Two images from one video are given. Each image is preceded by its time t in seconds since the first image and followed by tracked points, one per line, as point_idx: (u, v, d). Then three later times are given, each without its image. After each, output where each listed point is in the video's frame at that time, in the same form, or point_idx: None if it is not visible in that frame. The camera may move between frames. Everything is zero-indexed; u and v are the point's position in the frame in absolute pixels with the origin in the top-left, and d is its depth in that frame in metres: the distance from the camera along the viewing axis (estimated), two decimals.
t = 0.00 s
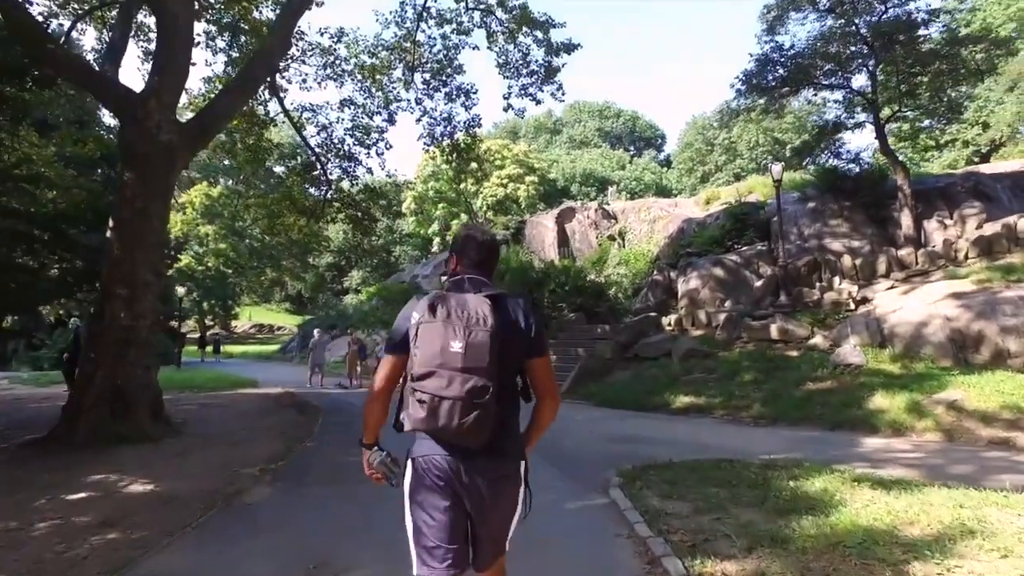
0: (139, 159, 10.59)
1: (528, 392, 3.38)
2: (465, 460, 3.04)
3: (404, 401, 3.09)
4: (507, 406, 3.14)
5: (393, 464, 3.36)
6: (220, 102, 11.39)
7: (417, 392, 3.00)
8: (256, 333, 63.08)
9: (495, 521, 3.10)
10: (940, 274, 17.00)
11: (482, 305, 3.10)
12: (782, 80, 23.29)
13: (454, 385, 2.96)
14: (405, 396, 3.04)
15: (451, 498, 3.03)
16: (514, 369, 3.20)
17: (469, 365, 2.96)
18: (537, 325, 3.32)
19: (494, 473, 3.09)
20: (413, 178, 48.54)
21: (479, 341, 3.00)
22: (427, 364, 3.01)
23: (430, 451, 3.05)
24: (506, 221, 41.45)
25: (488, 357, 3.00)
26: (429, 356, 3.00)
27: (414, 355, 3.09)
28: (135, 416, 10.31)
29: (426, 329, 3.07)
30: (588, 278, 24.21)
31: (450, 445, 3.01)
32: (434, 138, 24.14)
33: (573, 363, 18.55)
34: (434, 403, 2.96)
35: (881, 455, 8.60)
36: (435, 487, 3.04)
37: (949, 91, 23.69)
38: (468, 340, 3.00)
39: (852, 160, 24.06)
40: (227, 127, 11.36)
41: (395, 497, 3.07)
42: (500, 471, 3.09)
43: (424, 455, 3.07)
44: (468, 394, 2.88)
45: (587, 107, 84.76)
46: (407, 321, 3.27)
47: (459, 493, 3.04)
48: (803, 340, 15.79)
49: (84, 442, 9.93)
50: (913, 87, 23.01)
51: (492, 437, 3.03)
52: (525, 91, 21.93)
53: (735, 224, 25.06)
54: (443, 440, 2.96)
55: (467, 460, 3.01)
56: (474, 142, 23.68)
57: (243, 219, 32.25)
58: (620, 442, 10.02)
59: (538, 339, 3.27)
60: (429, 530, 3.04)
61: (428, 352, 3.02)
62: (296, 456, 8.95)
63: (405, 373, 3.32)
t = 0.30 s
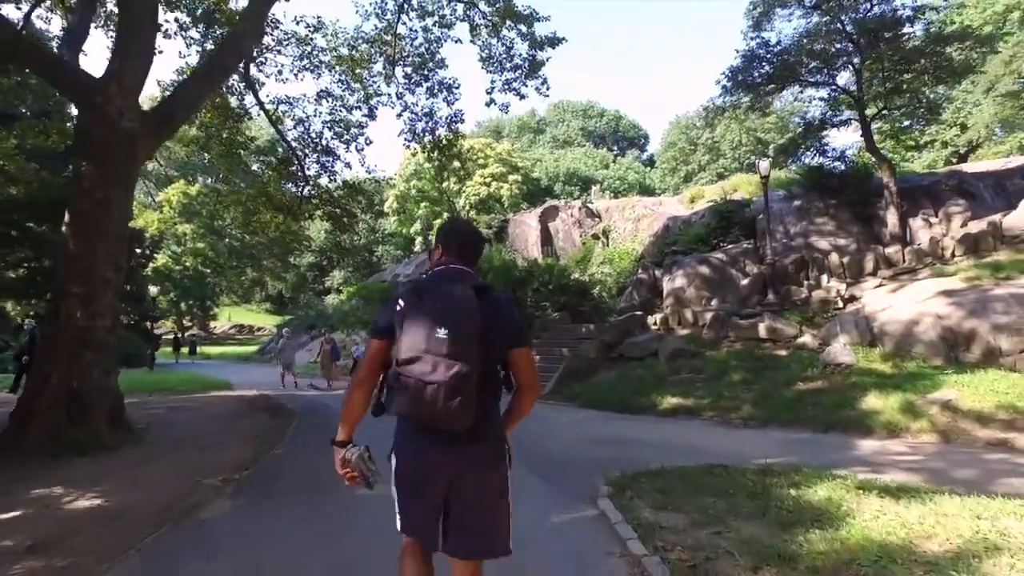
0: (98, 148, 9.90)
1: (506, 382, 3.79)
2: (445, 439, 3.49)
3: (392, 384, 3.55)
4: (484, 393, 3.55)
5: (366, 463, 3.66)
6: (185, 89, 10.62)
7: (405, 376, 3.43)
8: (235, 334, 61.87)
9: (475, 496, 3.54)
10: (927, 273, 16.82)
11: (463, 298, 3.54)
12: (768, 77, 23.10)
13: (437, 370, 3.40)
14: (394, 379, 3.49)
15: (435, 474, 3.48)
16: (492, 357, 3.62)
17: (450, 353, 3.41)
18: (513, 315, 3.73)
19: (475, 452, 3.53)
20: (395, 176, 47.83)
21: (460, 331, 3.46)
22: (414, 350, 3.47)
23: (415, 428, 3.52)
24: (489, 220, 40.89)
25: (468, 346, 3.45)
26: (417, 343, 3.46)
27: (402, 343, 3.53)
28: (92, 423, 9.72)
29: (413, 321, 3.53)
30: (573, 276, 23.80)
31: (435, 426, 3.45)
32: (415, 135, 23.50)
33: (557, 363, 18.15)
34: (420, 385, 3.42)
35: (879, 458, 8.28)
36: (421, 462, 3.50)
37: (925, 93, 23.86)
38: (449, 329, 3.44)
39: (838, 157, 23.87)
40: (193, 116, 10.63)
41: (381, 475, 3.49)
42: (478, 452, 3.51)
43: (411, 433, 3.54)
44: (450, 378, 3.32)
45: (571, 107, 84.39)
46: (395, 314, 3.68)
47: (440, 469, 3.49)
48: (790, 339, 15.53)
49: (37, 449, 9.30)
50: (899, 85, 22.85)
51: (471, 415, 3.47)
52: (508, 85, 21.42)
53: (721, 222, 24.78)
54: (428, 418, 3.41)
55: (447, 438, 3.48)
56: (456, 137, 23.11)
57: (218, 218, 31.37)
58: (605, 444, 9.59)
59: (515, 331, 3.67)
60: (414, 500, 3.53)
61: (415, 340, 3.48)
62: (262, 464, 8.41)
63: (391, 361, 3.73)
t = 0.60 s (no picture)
0: (51, 139, 9.16)
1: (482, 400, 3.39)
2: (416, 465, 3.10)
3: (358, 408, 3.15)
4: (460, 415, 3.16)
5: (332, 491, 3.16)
6: (148, 77, 9.92)
7: (373, 400, 3.04)
8: (214, 336, 60.72)
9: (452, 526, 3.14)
10: (917, 272, 16.58)
11: (434, 315, 3.13)
12: (753, 75, 22.94)
13: (408, 393, 3.02)
14: (363, 403, 3.08)
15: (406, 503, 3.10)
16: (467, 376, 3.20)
17: (421, 374, 3.01)
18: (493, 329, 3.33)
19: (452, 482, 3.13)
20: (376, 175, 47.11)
21: (432, 349, 3.05)
22: (380, 372, 3.06)
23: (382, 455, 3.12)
24: (471, 219, 40.33)
25: (441, 366, 3.04)
26: (383, 364, 3.05)
27: (369, 364, 3.12)
28: (44, 433, 9.07)
29: (380, 339, 3.12)
30: (557, 276, 23.33)
31: (408, 453, 3.05)
32: (396, 132, 22.91)
33: (542, 366, 17.67)
34: (388, 409, 3.02)
35: (882, 465, 7.89)
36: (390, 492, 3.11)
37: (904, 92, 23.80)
38: (420, 348, 3.05)
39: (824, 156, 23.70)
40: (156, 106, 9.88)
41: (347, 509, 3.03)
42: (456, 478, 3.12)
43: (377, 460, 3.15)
44: (423, 400, 2.94)
45: (553, 107, 84.15)
46: (360, 330, 3.25)
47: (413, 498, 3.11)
48: (780, 340, 15.20)
49: None
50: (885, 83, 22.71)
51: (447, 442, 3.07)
52: (491, 80, 20.90)
53: (706, 221, 24.47)
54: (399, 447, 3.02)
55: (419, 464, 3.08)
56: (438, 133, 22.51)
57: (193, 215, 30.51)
58: (591, 453, 9.07)
59: (492, 346, 3.26)
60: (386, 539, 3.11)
61: (381, 361, 3.06)
62: (227, 478, 7.80)
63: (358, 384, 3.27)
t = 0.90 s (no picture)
0: (16, 125, 8.51)
1: (472, 386, 3.67)
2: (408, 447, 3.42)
3: (353, 393, 3.47)
4: (450, 402, 3.46)
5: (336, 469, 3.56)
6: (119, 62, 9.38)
7: (365, 387, 3.36)
8: (200, 337, 59.72)
9: (443, 500, 3.54)
10: (917, 270, 16.29)
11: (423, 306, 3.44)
12: (748, 72, 22.60)
13: (396, 380, 3.32)
14: (356, 390, 3.42)
15: (400, 481, 3.40)
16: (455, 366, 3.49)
17: (408, 363, 3.31)
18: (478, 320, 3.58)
19: (440, 460, 3.43)
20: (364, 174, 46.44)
21: (423, 338, 3.35)
22: (373, 359, 3.39)
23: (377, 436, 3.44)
24: (462, 218, 39.75)
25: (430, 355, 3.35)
26: (374, 352, 3.36)
27: (362, 354, 3.44)
28: (9, 439, 8.56)
29: (372, 330, 3.43)
30: (550, 275, 22.88)
31: (399, 435, 3.36)
32: (386, 128, 22.34)
33: (536, 368, 17.24)
34: (380, 392, 3.34)
35: (900, 471, 7.51)
36: (384, 472, 3.41)
37: (896, 91, 23.71)
38: (407, 339, 3.34)
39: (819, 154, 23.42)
40: (129, 93, 9.38)
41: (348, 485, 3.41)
42: (445, 456, 3.43)
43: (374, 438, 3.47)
44: (409, 387, 3.24)
45: (543, 106, 83.62)
46: (354, 321, 3.56)
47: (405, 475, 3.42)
48: (780, 340, 14.87)
49: None
50: (882, 79, 22.43)
51: (434, 426, 3.37)
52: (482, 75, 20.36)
53: (701, 220, 24.11)
54: (389, 429, 3.33)
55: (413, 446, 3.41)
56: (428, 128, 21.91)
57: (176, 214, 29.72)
58: (596, 459, 8.59)
59: (477, 336, 3.52)
60: (382, 512, 3.44)
61: (373, 347, 3.39)
62: (203, 492, 7.27)
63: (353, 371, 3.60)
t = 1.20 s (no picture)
0: None
1: (470, 399, 3.34)
2: (403, 463, 3.07)
3: (349, 411, 3.12)
4: (448, 419, 3.12)
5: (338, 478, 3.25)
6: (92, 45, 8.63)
7: (363, 404, 3.02)
8: (188, 337, 58.91)
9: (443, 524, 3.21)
10: (918, 269, 15.99)
11: (422, 319, 3.10)
12: (743, 68, 22.30)
13: (396, 397, 2.99)
14: (352, 407, 3.08)
15: (397, 506, 3.07)
16: (455, 380, 3.16)
17: (409, 378, 2.99)
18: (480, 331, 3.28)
19: (440, 483, 3.12)
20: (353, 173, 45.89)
21: (423, 352, 3.03)
22: (369, 376, 3.05)
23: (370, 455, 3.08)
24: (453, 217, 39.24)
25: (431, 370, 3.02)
26: (371, 369, 3.02)
27: (359, 369, 3.09)
28: None
29: (370, 341, 3.10)
30: (543, 274, 22.45)
31: (397, 456, 3.03)
32: (375, 124, 21.81)
33: (529, 369, 16.80)
34: (376, 410, 3.00)
35: (916, 478, 7.12)
36: (380, 497, 3.06)
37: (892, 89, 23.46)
38: (408, 352, 3.02)
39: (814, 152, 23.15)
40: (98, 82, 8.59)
41: (344, 490, 3.13)
42: (446, 478, 3.11)
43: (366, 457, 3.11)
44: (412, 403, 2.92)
45: (534, 106, 83.23)
46: (350, 333, 3.21)
47: (397, 494, 3.06)
48: (779, 340, 14.53)
49: None
50: (878, 76, 22.17)
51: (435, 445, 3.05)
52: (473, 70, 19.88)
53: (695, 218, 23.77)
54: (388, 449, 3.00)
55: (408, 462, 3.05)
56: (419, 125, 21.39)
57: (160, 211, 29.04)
58: (596, 468, 8.07)
59: (480, 348, 3.21)
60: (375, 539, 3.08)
61: (370, 363, 3.04)
62: (173, 505, 6.73)
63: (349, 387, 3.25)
